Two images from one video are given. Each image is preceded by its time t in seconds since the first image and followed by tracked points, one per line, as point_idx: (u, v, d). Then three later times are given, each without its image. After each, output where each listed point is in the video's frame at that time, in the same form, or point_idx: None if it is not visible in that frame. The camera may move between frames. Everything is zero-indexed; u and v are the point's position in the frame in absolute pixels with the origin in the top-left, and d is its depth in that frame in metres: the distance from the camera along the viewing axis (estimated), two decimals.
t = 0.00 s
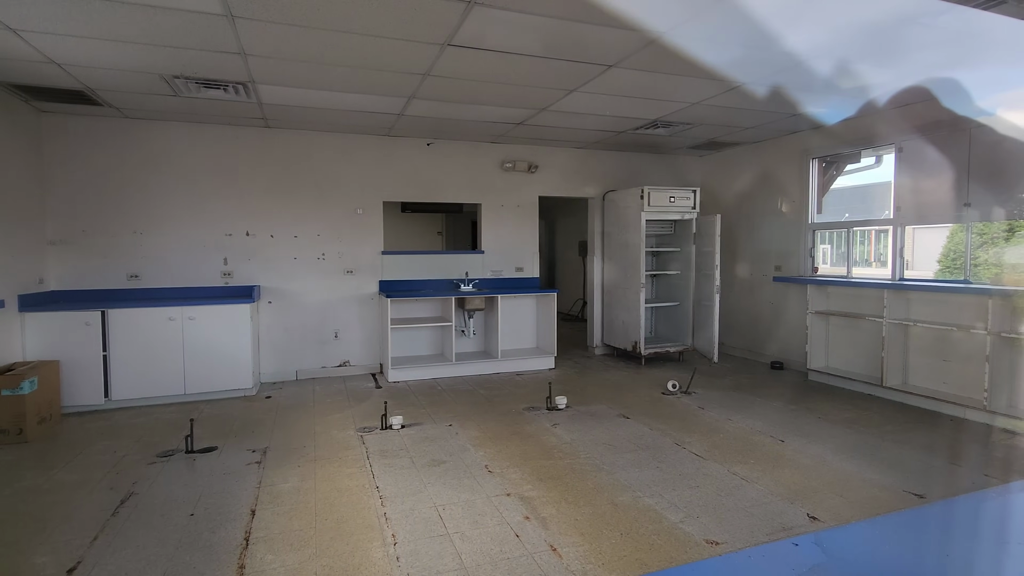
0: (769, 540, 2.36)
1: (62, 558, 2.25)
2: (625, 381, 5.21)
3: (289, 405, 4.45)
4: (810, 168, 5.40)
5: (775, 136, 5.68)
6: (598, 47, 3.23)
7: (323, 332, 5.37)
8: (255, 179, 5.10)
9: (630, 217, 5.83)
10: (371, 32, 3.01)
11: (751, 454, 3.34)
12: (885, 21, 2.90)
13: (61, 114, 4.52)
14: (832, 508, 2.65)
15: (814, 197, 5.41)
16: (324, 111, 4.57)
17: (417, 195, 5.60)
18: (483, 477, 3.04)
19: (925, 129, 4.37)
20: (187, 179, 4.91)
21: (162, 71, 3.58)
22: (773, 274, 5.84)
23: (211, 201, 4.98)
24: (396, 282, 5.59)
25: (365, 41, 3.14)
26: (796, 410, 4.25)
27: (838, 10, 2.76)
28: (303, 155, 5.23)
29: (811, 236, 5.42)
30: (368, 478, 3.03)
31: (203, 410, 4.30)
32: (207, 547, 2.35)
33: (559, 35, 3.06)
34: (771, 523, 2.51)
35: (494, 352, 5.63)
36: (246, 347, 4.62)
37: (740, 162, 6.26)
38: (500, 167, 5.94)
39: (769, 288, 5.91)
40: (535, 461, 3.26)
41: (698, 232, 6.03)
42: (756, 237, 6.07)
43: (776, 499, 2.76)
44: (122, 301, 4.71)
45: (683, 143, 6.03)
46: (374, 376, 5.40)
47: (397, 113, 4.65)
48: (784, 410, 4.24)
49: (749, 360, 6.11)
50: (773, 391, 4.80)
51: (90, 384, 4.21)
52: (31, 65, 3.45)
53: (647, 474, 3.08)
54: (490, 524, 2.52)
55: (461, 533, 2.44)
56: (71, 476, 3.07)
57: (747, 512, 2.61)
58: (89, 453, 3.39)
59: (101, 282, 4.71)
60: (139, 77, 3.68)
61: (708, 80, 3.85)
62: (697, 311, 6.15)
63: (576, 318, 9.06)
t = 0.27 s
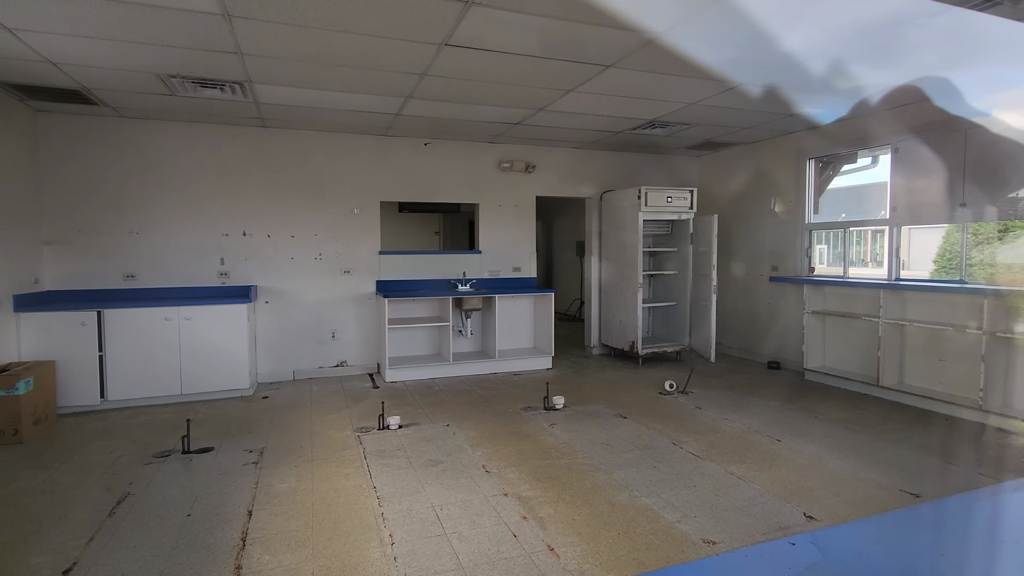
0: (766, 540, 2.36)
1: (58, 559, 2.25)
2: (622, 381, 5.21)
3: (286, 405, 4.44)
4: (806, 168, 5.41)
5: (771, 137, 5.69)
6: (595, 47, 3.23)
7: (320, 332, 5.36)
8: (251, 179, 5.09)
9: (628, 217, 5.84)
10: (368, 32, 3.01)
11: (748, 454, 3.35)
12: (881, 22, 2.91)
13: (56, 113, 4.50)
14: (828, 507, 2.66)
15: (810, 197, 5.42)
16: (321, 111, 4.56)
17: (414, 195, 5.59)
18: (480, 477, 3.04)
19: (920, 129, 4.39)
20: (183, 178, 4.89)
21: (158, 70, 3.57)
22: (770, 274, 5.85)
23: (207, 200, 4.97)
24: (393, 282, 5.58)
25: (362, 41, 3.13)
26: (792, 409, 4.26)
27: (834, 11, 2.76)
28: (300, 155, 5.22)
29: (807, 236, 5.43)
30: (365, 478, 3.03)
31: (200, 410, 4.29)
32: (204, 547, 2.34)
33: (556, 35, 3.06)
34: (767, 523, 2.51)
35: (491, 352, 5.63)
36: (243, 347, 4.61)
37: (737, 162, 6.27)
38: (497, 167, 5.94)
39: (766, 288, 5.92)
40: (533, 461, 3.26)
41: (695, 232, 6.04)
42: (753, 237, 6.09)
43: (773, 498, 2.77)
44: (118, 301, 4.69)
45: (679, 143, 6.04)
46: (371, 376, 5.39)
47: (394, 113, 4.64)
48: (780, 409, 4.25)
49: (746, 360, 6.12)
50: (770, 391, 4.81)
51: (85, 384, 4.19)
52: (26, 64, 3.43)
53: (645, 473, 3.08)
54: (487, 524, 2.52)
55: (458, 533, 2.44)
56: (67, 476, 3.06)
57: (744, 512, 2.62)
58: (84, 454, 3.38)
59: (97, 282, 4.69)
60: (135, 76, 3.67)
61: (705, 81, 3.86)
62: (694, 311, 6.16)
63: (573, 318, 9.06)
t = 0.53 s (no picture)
0: (764, 539, 2.37)
1: (55, 560, 2.24)
2: (620, 381, 5.22)
3: (284, 406, 4.43)
4: (804, 169, 5.42)
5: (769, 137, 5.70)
6: (594, 47, 3.23)
7: (318, 332, 5.35)
8: (249, 179, 5.08)
9: (626, 217, 5.84)
10: (366, 32, 3.01)
11: (746, 454, 3.35)
12: (878, 23, 2.92)
13: (53, 113, 4.49)
14: (826, 507, 2.66)
15: (808, 197, 5.42)
16: (319, 111, 4.56)
17: (413, 195, 5.59)
18: (479, 477, 3.04)
19: (917, 129, 4.40)
20: (181, 179, 4.88)
21: (156, 70, 3.56)
22: (768, 274, 5.86)
23: (205, 200, 4.96)
24: (391, 282, 5.58)
25: (360, 41, 3.13)
26: (790, 409, 4.26)
27: (832, 12, 2.77)
28: (298, 155, 5.21)
29: (805, 236, 5.44)
30: (363, 478, 3.03)
31: (197, 411, 4.28)
32: (202, 548, 2.34)
33: (554, 35, 3.06)
34: (765, 523, 2.52)
35: (489, 352, 5.63)
36: (241, 348, 4.61)
37: (735, 163, 6.27)
38: (496, 167, 5.94)
39: (764, 288, 5.93)
40: (531, 461, 3.26)
41: (693, 232, 6.05)
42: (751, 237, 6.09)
43: (771, 498, 2.77)
44: (115, 301, 4.68)
45: (678, 143, 6.04)
46: (370, 377, 5.39)
47: (392, 113, 4.64)
48: (778, 409, 4.26)
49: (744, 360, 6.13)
50: (768, 391, 4.82)
51: (83, 385, 4.18)
52: (23, 64, 3.42)
53: (643, 473, 3.09)
54: (486, 524, 2.52)
55: (456, 534, 2.44)
56: (64, 477, 3.05)
57: (742, 512, 2.62)
58: (82, 455, 3.37)
59: (94, 282, 4.68)
60: (133, 76, 3.66)
61: (703, 81, 3.86)
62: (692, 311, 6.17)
63: (572, 318, 9.07)
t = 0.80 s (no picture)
0: (764, 540, 2.37)
1: (55, 561, 2.24)
2: (619, 381, 5.21)
3: (283, 406, 4.42)
4: (803, 169, 5.42)
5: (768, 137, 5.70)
6: (593, 47, 3.23)
7: (317, 333, 5.35)
8: (248, 179, 5.08)
9: (625, 217, 5.84)
10: (365, 32, 3.00)
11: (745, 454, 3.35)
12: (877, 23, 2.92)
13: (52, 113, 4.48)
14: (825, 507, 2.67)
15: (807, 198, 5.43)
16: (318, 111, 4.56)
17: (412, 195, 5.59)
18: (479, 477, 3.04)
19: (916, 130, 4.40)
20: (180, 179, 4.88)
21: (154, 70, 3.56)
22: (767, 274, 5.87)
23: (204, 201, 4.96)
24: (391, 282, 5.58)
25: (359, 41, 3.12)
26: (790, 409, 4.27)
27: (831, 12, 2.77)
28: (297, 155, 5.21)
29: (804, 236, 5.44)
30: (363, 478, 3.03)
31: (197, 411, 4.28)
32: (201, 549, 2.33)
33: (554, 35, 3.06)
34: (765, 523, 2.52)
35: (489, 353, 5.63)
36: (240, 348, 4.61)
37: (734, 163, 6.28)
38: (495, 167, 5.94)
39: (763, 289, 5.93)
40: (530, 462, 3.26)
41: (692, 232, 6.05)
42: (750, 238, 6.10)
43: (771, 498, 2.77)
44: (114, 301, 4.67)
45: (677, 143, 6.04)
46: (369, 377, 5.39)
47: (392, 113, 4.64)
48: (777, 409, 4.26)
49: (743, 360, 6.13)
50: (767, 391, 4.82)
51: (82, 385, 4.18)
52: (21, 64, 3.42)
53: (642, 474, 3.09)
54: (485, 524, 2.52)
55: (456, 534, 2.43)
56: (63, 478, 3.05)
57: (741, 512, 2.63)
58: (81, 455, 3.36)
59: (93, 283, 4.68)
60: (132, 76, 3.65)
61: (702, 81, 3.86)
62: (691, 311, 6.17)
63: (571, 318, 9.07)
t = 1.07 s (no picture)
0: (764, 540, 2.37)
1: (54, 561, 2.24)
2: (619, 381, 5.22)
3: (283, 407, 4.42)
4: (803, 169, 5.43)
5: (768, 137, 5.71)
6: (592, 47, 3.23)
7: (317, 333, 5.35)
8: (248, 179, 5.08)
9: (625, 218, 5.85)
10: (365, 32, 3.00)
11: (745, 454, 3.36)
12: (877, 23, 2.92)
13: (51, 113, 4.48)
14: (824, 507, 2.67)
15: (807, 198, 5.43)
16: (319, 112, 4.56)
17: (412, 196, 5.59)
18: (478, 478, 3.04)
19: (916, 130, 4.41)
20: (180, 179, 4.88)
21: (154, 71, 3.56)
22: (767, 274, 5.87)
23: (204, 201, 4.96)
24: (390, 282, 5.58)
25: (358, 41, 3.12)
26: (790, 409, 4.27)
27: (830, 12, 2.77)
28: (297, 155, 5.21)
29: (804, 236, 5.44)
30: (363, 479, 3.03)
31: (197, 412, 4.28)
32: (201, 549, 2.33)
33: (553, 35, 3.06)
34: (765, 523, 2.52)
35: (489, 353, 5.63)
36: (240, 349, 4.61)
37: (734, 163, 6.28)
38: (495, 168, 5.94)
39: (763, 289, 5.94)
40: (530, 462, 3.26)
41: (692, 233, 6.05)
42: (750, 238, 6.10)
43: (771, 498, 2.77)
44: (114, 302, 4.67)
45: (677, 143, 6.05)
46: (369, 378, 5.39)
47: (392, 113, 4.64)
48: (777, 410, 4.26)
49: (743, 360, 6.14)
50: (767, 391, 4.82)
51: (81, 386, 4.18)
52: (21, 65, 3.41)
53: (642, 474, 3.09)
54: (485, 525, 2.52)
55: (456, 535, 2.43)
56: (63, 478, 3.05)
57: (741, 512, 2.63)
58: (81, 456, 3.36)
59: (93, 283, 4.68)
60: (132, 76, 3.65)
61: (701, 82, 3.86)
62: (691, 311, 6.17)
63: (571, 318, 9.07)
